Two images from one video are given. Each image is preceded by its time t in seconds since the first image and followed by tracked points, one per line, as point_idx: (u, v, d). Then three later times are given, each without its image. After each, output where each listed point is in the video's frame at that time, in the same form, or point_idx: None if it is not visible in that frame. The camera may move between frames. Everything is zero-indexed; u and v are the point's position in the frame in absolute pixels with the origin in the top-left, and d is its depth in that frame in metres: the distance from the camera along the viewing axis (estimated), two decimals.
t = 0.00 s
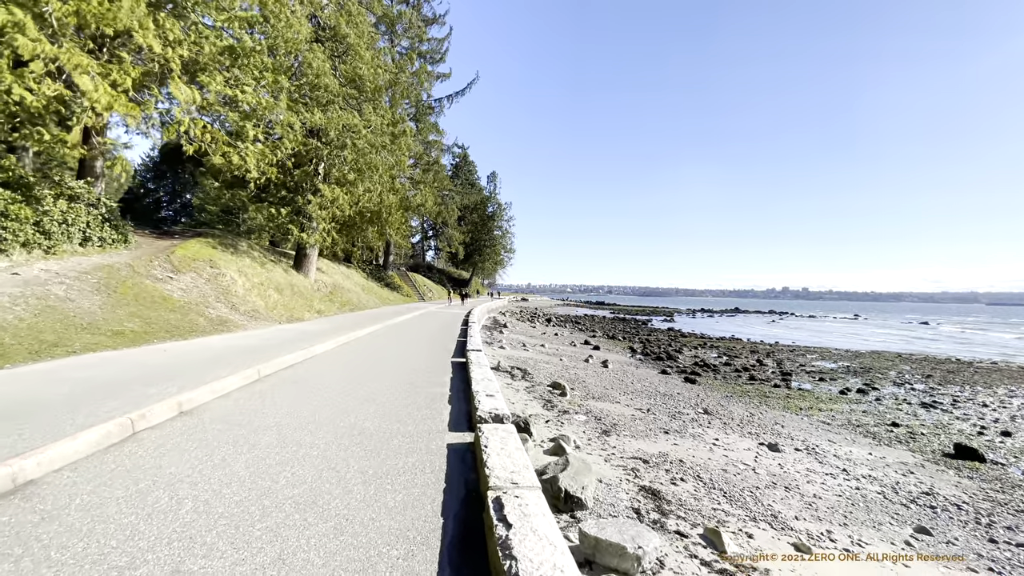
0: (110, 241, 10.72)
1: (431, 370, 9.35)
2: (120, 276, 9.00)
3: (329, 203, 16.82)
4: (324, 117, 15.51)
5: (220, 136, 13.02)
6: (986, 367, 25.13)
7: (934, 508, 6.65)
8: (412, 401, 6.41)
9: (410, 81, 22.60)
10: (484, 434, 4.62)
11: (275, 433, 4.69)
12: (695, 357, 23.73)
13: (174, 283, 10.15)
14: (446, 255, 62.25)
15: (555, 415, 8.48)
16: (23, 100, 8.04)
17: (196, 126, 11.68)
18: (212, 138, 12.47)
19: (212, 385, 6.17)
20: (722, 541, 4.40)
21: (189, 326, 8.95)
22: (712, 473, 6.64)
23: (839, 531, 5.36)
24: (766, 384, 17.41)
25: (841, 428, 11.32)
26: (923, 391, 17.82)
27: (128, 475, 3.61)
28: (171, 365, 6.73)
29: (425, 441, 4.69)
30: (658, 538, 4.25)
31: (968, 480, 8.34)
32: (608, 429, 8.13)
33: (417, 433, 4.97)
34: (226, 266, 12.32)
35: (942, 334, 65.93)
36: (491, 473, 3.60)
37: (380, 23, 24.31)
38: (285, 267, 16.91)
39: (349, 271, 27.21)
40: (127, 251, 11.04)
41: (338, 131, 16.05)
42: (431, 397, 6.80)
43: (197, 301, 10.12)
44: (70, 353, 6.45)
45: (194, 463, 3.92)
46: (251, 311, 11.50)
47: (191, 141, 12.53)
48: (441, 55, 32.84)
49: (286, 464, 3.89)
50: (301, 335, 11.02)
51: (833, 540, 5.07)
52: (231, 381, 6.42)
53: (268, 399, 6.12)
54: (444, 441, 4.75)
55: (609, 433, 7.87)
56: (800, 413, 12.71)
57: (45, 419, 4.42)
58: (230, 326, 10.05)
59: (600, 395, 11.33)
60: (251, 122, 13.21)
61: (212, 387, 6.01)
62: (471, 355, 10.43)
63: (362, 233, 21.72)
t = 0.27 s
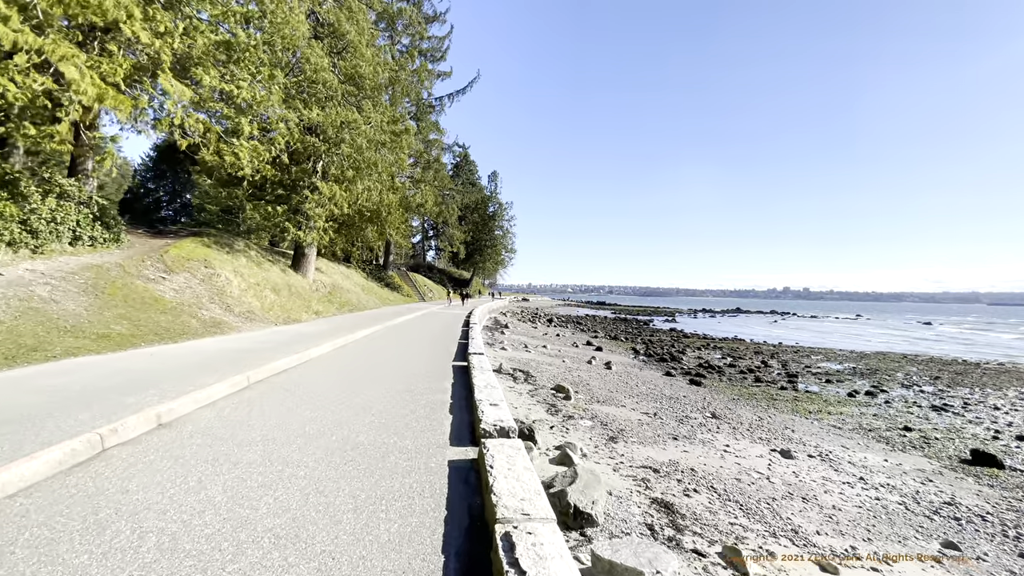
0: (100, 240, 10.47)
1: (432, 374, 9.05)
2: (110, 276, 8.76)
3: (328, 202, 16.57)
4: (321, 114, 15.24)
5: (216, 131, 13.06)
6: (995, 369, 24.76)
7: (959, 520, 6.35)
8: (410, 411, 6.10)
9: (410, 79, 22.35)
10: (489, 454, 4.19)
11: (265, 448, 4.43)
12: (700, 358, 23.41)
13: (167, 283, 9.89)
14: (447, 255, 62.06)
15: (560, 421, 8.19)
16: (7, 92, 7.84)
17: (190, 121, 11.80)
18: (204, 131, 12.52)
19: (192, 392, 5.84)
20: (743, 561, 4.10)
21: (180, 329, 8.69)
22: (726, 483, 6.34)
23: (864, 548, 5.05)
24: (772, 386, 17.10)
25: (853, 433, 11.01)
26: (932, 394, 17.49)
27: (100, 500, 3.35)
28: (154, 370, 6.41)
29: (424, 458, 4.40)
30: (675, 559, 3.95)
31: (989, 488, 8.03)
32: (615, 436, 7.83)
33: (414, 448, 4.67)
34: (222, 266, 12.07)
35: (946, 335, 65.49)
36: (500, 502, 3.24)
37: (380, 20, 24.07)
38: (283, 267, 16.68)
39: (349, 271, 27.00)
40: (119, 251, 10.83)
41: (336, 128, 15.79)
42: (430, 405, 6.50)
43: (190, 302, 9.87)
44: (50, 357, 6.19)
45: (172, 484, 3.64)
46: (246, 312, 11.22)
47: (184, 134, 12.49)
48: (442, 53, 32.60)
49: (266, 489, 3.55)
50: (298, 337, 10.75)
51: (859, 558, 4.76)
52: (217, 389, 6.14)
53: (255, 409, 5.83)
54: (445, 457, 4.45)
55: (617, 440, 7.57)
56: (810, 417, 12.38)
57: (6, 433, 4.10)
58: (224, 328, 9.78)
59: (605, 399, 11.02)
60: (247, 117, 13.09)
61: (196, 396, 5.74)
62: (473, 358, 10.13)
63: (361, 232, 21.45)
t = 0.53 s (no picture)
0: (92, 238, 10.35)
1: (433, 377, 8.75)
2: (100, 275, 8.52)
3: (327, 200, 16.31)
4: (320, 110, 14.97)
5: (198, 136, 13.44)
6: (1003, 369, 24.40)
7: (987, 530, 6.07)
8: (409, 420, 5.80)
9: (410, 77, 22.11)
10: (500, 469, 3.87)
11: (252, 463, 4.14)
12: (704, 359, 23.10)
13: (160, 283, 9.62)
14: (448, 254, 61.83)
15: (567, 425, 7.90)
16: None
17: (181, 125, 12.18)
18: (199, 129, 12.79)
19: (176, 399, 5.54)
20: None
21: (172, 329, 8.44)
22: (742, 491, 6.05)
23: (894, 563, 4.76)
24: (780, 387, 16.79)
25: (866, 437, 10.71)
26: (942, 396, 17.17)
27: (68, 523, 3.07)
28: (139, 374, 6.12)
29: (424, 474, 4.09)
30: None
31: (1012, 495, 7.74)
32: (624, 441, 7.53)
33: (414, 461, 4.37)
34: (218, 264, 11.83)
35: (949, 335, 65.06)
36: (517, 535, 2.90)
37: (381, 16, 23.83)
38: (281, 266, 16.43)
39: (349, 271, 26.77)
40: (112, 249, 10.63)
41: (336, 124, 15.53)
42: (432, 413, 6.18)
43: (184, 301, 9.62)
44: (31, 360, 5.93)
45: (149, 503, 3.36)
46: (242, 312, 10.95)
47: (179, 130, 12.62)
48: (444, 51, 32.35)
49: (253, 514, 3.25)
50: (296, 338, 10.48)
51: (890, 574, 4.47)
52: (206, 395, 5.86)
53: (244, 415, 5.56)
54: (448, 473, 4.14)
55: (626, 445, 7.27)
56: (821, 420, 12.08)
57: None
58: (218, 328, 9.50)
59: (611, 402, 10.72)
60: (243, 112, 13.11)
61: (181, 403, 5.45)
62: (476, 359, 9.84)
63: (361, 231, 21.19)
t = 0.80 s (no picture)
0: (82, 237, 10.13)
1: (433, 380, 8.42)
2: (86, 275, 8.27)
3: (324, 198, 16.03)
4: (317, 106, 14.68)
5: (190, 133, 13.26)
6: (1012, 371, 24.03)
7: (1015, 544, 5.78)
8: (404, 430, 5.52)
9: (410, 74, 21.81)
10: (506, 497, 3.46)
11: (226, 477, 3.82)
12: (708, 360, 22.79)
13: (151, 283, 9.39)
14: (449, 254, 61.58)
15: (572, 430, 7.60)
16: None
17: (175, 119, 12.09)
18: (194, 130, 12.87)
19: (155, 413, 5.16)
20: None
21: (160, 331, 8.17)
22: (757, 503, 5.75)
23: None
24: (786, 389, 16.48)
25: (878, 441, 10.42)
26: (952, 398, 16.84)
27: (24, 544, 2.82)
28: (119, 381, 5.82)
29: (415, 494, 3.78)
30: None
31: None
32: (631, 447, 7.23)
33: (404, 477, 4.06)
34: (212, 264, 11.57)
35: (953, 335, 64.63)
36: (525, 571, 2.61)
37: (381, 13, 23.56)
38: (279, 265, 16.16)
39: (349, 271, 26.52)
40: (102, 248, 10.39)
41: (334, 122, 15.26)
42: (428, 421, 5.86)
43: (175, 302, 9.36)
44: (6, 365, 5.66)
45: (116, 523, 3.10)
46: (236, 313, 10.70)
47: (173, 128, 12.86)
48: (444, 49, 32.07)
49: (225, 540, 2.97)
50: (290, 340, 10.12)
51: None
52: (185, 404, 5.50)
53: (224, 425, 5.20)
54: (448, 494, 3.80)
55: (634, 452, 6.98)
56: (831, 424, 11.76)
57: None
58: (210, 330, 9.25)
59: (616, 405, 10.41)
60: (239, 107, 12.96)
61: (158, 415, 5.10)
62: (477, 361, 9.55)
63: (361, 230, 20.89)
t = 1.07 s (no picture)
0: (71, 234, 9.94)
1: (431, 383, 8.10)
2: (71, 273, 8.04)
3: (321, 195, 15.76)
4: (315, 102, 14.39)
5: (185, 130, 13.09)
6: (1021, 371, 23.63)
7: None
8: (398, 438, 5.24)
9: (410, 70, 21.53)
10: (511, 525, 3.08)
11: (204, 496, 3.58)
12: (712, 361, 22.45)
13: (141, 281, 9.14)
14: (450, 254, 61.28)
15: (576, 434, 7.32)
16: None
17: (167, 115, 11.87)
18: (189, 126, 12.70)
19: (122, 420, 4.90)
20: None
21: (148, 331, 7.93)
22: (773, 512, 5.46)
23: None
24: (793, 390, 16.15)
25: (891, 445, 10.12)
26: (962, 399, 16.49)
27: None
28: (93, 386, 5.52)
29: (406, 514, 3.51)
30: None
31: None
32: (638, 452, 6.94)
33: (396, 493, 3.81)
34: (206, 262, 11.33)
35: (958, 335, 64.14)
36: None
37: (380, 10, 23.27)
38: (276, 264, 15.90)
39: (349, 271, 26.25)
40: (92, 246, 10.20)
41: (332, 118, 14.98)
42: (424, 429, 5.59)
43: (165, 302, 9.12)
44: None
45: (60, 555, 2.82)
46: (230, 312, 10.44)
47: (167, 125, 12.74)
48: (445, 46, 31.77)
49: None
50: (284, 340, 9.86)
51: None
52: (160, 411, 5.24)
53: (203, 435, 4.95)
54: (445, 515, 3.52)
55: (641, 457, 6.70)
56: (841, 426, 11.46)
57: None
58: (201, 330, 9.00)
59: (621, 407, 10.13)
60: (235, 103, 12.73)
61: (128, 423, 4.86)
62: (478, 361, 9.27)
63: (360, 229, 20.61)
